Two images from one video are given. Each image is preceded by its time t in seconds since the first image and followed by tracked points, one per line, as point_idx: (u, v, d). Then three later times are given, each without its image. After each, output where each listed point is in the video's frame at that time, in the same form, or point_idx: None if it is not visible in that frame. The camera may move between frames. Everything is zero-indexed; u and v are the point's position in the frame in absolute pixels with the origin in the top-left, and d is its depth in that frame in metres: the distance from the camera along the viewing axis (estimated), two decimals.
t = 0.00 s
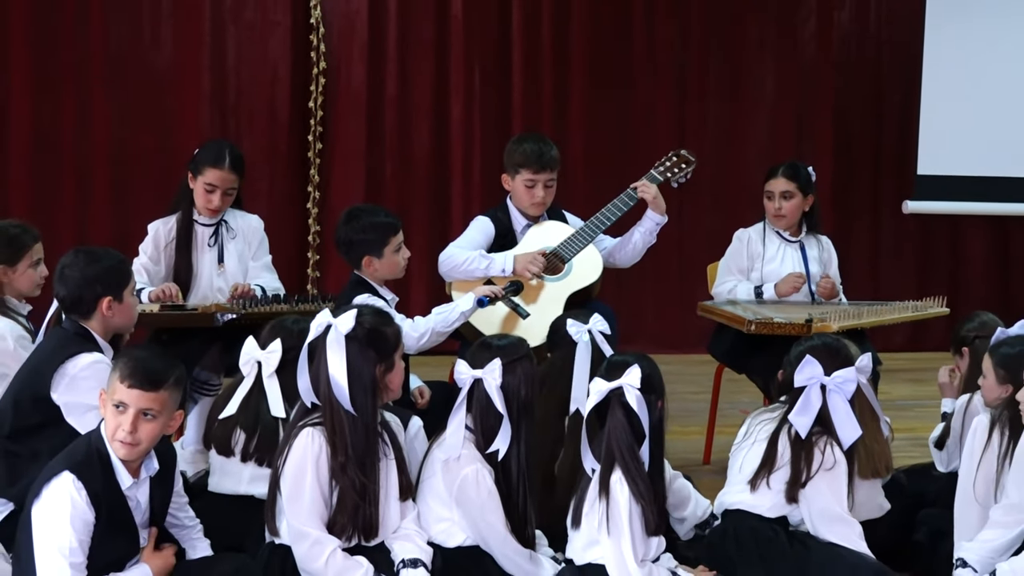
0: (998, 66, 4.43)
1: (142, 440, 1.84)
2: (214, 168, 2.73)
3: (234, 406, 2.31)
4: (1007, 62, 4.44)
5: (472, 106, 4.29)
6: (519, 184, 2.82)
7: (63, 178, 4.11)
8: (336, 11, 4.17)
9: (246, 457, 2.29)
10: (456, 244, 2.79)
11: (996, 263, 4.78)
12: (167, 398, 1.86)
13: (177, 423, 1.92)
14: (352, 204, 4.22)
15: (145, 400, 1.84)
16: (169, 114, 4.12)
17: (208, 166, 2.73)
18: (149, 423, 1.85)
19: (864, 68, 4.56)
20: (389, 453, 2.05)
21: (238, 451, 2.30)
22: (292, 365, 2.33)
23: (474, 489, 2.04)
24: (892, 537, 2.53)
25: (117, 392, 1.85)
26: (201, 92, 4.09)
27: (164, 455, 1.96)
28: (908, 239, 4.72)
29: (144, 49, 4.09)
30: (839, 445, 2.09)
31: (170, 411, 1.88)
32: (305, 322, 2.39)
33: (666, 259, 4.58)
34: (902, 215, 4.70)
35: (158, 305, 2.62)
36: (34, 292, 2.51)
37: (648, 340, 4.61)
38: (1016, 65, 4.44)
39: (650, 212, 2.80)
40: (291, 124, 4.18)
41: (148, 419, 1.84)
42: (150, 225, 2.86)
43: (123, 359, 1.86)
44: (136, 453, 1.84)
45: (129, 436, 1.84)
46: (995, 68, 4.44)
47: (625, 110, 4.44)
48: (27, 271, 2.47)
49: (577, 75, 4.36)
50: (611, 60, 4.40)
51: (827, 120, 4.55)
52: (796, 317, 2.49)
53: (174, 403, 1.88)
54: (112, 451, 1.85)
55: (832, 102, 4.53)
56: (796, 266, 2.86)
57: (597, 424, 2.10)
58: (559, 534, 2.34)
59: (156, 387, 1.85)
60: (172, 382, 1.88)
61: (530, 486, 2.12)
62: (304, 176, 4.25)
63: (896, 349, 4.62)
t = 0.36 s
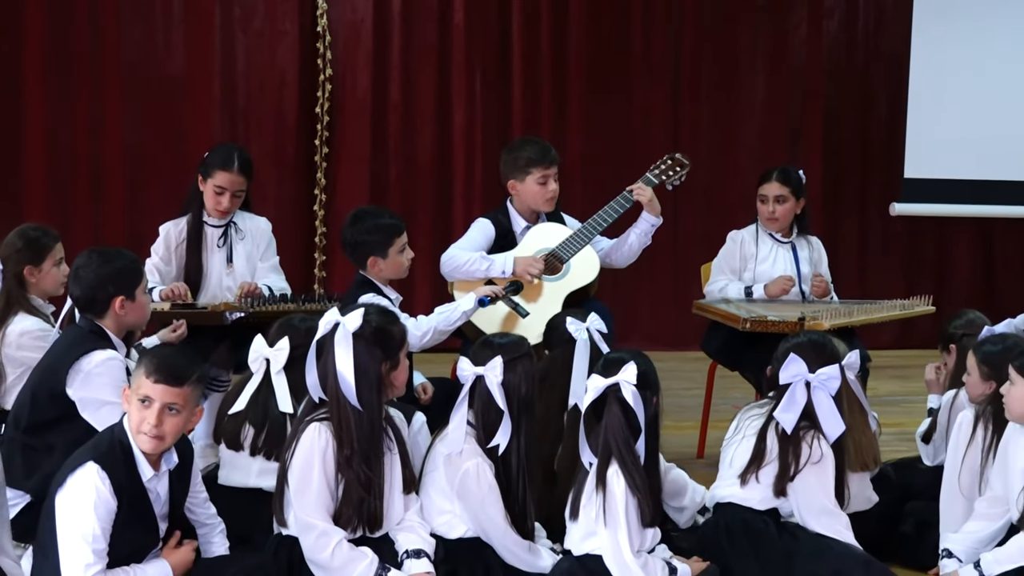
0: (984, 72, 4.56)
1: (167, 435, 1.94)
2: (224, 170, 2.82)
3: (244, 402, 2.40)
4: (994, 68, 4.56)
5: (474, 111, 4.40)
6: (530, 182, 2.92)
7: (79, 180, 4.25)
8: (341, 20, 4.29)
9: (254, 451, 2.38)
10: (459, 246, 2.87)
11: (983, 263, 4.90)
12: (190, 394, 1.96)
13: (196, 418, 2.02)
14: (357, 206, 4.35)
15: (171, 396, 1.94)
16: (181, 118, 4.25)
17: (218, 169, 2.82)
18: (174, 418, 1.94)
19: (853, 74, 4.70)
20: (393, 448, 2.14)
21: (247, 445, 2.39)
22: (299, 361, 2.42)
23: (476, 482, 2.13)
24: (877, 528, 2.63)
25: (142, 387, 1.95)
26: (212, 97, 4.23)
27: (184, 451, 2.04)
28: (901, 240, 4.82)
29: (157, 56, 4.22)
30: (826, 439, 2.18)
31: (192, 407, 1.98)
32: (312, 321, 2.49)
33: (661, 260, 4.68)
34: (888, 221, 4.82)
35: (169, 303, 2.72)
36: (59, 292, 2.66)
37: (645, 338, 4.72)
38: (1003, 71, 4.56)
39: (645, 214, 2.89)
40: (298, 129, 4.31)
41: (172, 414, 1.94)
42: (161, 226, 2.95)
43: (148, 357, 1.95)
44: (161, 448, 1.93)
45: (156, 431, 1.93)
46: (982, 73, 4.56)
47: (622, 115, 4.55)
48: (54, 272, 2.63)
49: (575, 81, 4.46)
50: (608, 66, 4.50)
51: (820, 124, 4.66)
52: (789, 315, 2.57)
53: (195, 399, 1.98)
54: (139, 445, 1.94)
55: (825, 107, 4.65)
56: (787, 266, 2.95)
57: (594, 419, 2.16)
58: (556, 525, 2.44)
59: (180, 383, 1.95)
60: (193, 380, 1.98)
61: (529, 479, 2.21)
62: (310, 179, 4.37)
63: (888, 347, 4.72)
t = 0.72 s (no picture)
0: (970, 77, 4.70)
1: (184, 429, 2.03)
2: (233, 173, 2.91)
3: (253, 398, 2.49)
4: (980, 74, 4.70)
5: (475, 115, 4.53)
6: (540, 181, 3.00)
7: (93, 182, 4.38)
8: (347, 28, 4.44)
9: (263, 445, 2.47)
10: (461, 247, 2.95)
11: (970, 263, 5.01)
12: (207, 389, 2.05)
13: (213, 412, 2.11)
14: (362, 208, 4.48)
15: (189, 392, 2.03)
16: (192, 123, 4.38)
17: (228, 172, 2.91)
18: (191, 412, 2.03)
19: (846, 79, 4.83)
20: (397, 442, 2.22)
21: (256, 439, 2.48)
22: (306, 358, 2.53)
23: (477, 475, 2.21)
24: (866, 520, 2.71)
25: (161, 382, 2.03)
26: (222, 102, 4.36)
27: (199, 446, 2.14)
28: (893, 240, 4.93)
29: (168, 61, 4.35)
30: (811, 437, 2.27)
31: (209, 401, 2.07)
32: (318, 319, 2.57)
33: (657, 260, 4.81)
34: (878, 220, 4.92)
35: (182, 302, 2.81)
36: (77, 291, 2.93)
37: (640, 336, 4.84)
38: (989, 77, 4.71)
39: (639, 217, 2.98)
40: (305, 133, 4.44)
41: (190, 409, 2.03)
42: (172, 228, 3.04)
43: (167, 353, 2.04)
44: (178, 441, 2.03)
45: (174, 426, 2.02)
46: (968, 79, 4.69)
47: (619, 119, 4.68)
48: (74, 272, 2.90)
49: (574, 86, 4.60)
50: (604, 72, 4.63)
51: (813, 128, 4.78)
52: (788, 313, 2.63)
53: (212, 394, 2.07)
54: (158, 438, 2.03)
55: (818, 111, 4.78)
56: (782, 268, 3.05)
57: (591, 414, 2.22)
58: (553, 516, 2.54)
59: (198, 379, 2.04)
60: (211, 376, 2.07)
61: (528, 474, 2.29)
62: (317, 182, 4.50)
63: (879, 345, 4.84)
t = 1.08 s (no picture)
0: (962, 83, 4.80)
1: (196, 426, 2.11)
2: (244, 176, 3.00)
3: (261, 394, 2.59)
4: (971, 80, 4.80)
5: (476, 120, 4.66)
6: (535, 183, 3.09)
7: (106, 185, 4.49)
8: (353, 36, 4.55)
9: (272, 440, 2.57)
10: (463, 248, 3.04)
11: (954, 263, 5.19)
12: (218, 388, 2.14)
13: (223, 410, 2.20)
14: (368, 210, 4.59)
15: (199, 390, 2.12)
16: (202, 128, 4.50)
17: (239, 176, 3.00)
18: (203, 410, 2.12)
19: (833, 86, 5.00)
20: (401, 437, 2.30)
21: (265, 434, 2.58)
22: (313, 354, 2.60)
23: (479, 468, 2.29)
24: (856, 512, 2.80)
25: (174, 382, 2.12)
26: (232, 108, 4.48)
27: (209, 443, 2.23)
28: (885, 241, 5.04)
29: (179, 68, 4.46)
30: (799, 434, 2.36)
31: (219, 399, 2.16)
32: (324, 318, 2.67)
33: (653, 261, 4.95)
34: (866, 224, 5.08)
35: (192, 302, 2.90)
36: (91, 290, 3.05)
37: (634, 332, 4.99)
38: (980, 82, 4.81)
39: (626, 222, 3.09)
40: (312, 138, 4.56)
41: (202, 407, 2.12)
42: (183, 229, 3.13)
43: (178, 353, 2.12)
44: (190, 437, 2.12)
45: (186, 423, 2.11)
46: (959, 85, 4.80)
47: (616, 124, 4.81)
48: (88, 271, 3.01)
49: (572, 93, 4.72)
50: (602, 77, 4.77)
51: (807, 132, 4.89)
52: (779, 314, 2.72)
53: (222, 392, 2.16)
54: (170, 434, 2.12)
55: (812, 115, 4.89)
56: (774, 270, 3.18)
57: (589, 408, 2.28)
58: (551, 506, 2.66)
59: (208, 378, 2.12)
60: (221, 375, 2.16)
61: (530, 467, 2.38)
62: (324, 185, 4.62)
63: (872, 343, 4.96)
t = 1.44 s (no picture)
0: (953, 88, 4.91)
1: (203, 421, 2.17)
2: (254, 179, 3.09)
3: (269, 391, 2.67)
4: (961, 85, 4.91)
5: (479, 125, 4.76)
6: (536, 189, 3.19)
7: (120, 189, 4.59)
8: (359, 43, 4.65)
9: (279, 435, 2.66)
10: (466, 248, 3.13)
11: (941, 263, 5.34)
12: (225, 384, 2.19)
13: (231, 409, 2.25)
14: (373, 213, 4.71)
15: (207, 385, 2.17)
16: (212, 132, 4.60)
17: (249, 179, 3.09)
18: (210, 406, 2.18)
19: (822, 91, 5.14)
20: (405, 433, 2.38)
21: (273, 429, 2.67)
22: (319, 351, 2.69)
23: (480, 461, 2.38)
24: (846, 505, 2.90)
25: (182, 377, 2.18)
26: (242, 114, 4.58)
27: (217, 437, 2.30)
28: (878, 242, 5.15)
29: (189, 74, 4.56)
30: (795, 433, 2.44)
31: (227, 396, 2.21)
32: (330, 317, 2.77)
33: (649, 261, 5.08)
34: (855, 223, 5.23)
35: (202, 300, 3.01)
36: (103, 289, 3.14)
37: (631, 331, 5.11)
38: (971, 88, 4.91)
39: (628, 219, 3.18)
40: (319, 142, 4.67)
41: (209, 402, 2.17)
42: (194, 230, 3.23)
43: (188, 349, 2.19)
44: (197, 433, 2.17)
45: (193, 417, 2.16)
46: (951, 90, 4.90)
47: (613, 129, 4.93)
48: (100, 271, 3.11)
49: (570, 100, 4.84)
50: (599, 83, 4.88)
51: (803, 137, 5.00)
52: (768, 312, 2.81)
53: (230, 389, 2.21)
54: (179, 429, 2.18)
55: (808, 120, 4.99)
56: (766, 272, 3.28)
57: (587, 404, 2.33)
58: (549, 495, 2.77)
59: (217, 374, 2.18)
60: (229, 372, 2.21)
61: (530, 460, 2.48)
62: (330, 188, 4.72)
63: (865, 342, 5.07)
